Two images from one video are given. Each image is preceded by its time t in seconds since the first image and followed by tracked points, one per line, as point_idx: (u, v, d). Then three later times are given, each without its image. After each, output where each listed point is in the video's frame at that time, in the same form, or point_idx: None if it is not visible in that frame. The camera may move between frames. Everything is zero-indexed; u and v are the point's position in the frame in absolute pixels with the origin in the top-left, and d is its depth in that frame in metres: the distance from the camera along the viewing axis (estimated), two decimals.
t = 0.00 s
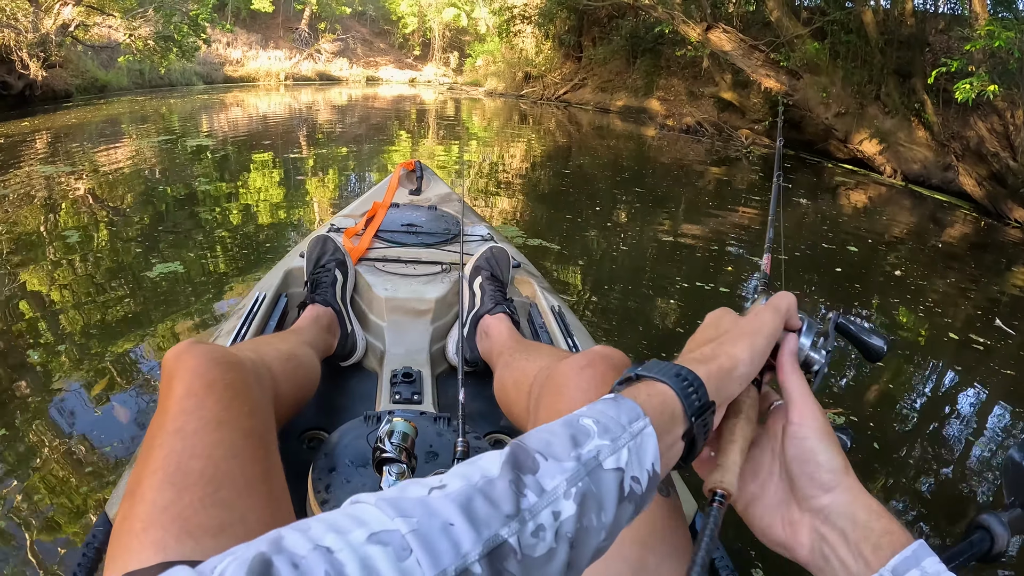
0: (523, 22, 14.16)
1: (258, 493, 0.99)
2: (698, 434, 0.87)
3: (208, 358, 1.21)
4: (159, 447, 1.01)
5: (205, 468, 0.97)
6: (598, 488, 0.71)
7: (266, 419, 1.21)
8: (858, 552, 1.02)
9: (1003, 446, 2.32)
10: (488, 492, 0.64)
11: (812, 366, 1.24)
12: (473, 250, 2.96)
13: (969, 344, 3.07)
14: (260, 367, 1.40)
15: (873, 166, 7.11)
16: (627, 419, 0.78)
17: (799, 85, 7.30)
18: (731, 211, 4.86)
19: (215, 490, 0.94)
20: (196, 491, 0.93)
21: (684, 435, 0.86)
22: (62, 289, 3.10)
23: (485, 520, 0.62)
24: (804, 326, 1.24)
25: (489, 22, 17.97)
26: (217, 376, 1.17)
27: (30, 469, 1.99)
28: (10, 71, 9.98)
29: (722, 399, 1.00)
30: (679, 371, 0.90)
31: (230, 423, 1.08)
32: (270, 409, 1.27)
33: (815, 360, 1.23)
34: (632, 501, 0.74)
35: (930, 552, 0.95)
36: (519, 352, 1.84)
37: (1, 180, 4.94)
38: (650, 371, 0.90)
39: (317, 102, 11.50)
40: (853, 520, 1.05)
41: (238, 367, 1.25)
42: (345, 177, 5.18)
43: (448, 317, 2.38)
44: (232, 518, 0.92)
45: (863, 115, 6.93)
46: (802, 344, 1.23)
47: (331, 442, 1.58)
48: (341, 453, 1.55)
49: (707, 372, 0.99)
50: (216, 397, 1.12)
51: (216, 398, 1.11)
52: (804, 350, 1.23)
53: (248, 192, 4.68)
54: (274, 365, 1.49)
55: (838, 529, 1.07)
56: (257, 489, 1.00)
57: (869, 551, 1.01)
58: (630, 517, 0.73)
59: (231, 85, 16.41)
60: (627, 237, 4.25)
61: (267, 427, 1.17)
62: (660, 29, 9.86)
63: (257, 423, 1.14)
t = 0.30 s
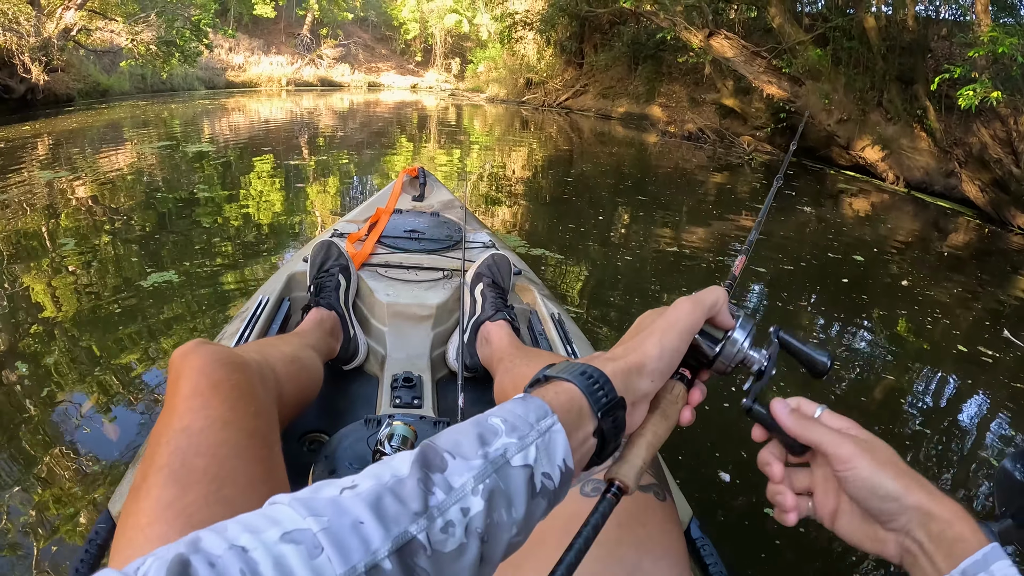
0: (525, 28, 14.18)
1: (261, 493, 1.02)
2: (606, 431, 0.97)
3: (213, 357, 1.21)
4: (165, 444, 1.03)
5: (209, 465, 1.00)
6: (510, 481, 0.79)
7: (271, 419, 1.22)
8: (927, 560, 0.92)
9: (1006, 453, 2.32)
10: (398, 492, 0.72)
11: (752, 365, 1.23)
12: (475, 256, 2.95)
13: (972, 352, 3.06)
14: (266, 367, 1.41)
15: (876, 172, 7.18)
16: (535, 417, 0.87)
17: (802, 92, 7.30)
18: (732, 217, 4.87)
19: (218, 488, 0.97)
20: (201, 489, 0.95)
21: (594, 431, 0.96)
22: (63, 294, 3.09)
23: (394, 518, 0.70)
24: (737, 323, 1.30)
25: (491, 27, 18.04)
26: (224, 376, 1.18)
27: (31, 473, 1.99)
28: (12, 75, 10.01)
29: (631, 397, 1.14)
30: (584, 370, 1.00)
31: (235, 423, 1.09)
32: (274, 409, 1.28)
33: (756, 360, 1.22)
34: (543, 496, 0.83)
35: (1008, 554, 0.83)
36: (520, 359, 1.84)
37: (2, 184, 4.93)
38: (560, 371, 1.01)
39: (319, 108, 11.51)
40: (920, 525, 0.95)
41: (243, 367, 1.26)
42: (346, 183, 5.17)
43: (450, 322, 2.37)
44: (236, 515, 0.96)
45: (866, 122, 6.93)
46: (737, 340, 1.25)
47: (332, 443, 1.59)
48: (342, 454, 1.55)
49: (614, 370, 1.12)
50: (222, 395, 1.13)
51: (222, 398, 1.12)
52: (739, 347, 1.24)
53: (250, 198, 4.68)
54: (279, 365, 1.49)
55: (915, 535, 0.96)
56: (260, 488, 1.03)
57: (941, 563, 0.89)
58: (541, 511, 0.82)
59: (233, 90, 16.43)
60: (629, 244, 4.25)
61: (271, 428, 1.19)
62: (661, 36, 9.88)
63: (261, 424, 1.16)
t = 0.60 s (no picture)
0: (527, 34, 14.24)
1: (272, 490, 1.09)
2: (602, 469, 0.97)
3: (228, 360, 1.31)
4: (183, 441, 1.11)
5: (225, 463, 1.07)
6: (503, 527, 0.82)
7: (281, 422, 1.30)
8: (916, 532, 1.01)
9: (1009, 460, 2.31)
10: (388, 549, 0.75)
11: (755, 400, 1.15)
12: (480, 261, 2.95)
13: (976, 358, 3.06)
14: (277, 370, 1.49)
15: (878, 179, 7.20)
16: (525, 462, 0.89)
17: (804, 98, 7.24)
18: (735, 224, 4.87)
19: (235, 485, 1.04)
20: (217, 485, 1.03)
21: (589, 469, 0.97)
22: (63, 297, 3.07)
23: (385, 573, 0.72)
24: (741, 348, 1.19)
25: (493, 33, 18.14)
26: (238, 378, 1.27)
27: (31, 473, 1.98)
28: (14, 78, 10.01)
29: (626, 432, 1.08)
30: (574, 410, 1.02)
31: (249, 423, 1.18)
32: (285, 411, 1.37)
33: (756, 394, 1.14)
34: (541, 539, 0.86)
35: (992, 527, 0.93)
36: (526, 362, 1.90)
37: (3, 188, 4.91)
38: (552, 413, 1.02)
39: (320, 113, 11.52)
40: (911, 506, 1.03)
41: (256, 371, 1.35)
42: (347, 188, 5.17)
43: (455, 327, 2.36)
44: (250, 510, 1.03)
45: (868, 128, 6.92)
46: (735, 371, 1.14)
47: (339, 445, 1.62)
48: (349, 456, 1.59)
49: (605, 407, 1.09)
50: (237, 397, 1.22)
51: (237, 399, 1.21)
52: (738, 379, 1.14)
53: (251, 202, 4.67)
54: (289, 368, 1.57)
55: (900, 511, 1.05)
56: (272, 485, 1.10)
57: (930, 535, 0.98)
58: (541, 555, 0.85)
59: (235, 94, 16.47)
60: (631, 249, 4.25)
61: (281, 429, 1.27)
62: (663, 42, 9.93)
63: (273, 424, 1.25)
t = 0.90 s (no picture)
0: (528, 42, 14.31)
1: (281, 496, 1.08)
2: (593, 496, 1.01)
3: (235, 367, 1.29)
4: (190, 448, 1.10)
5: (233, 470, 1.06)
6: (499, 553, 0.85)
7: (289, 429, 1.29)
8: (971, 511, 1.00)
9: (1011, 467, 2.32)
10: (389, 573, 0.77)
11: (744, 435, 1.20)
12: (486, 269, 2.93)
13: (980, 365, 3.05)
14: (283, 379, 1.48)
15: (879, 187, 7.21)
16: (520, 490, 0.92)
17: (806, 106, 7.22)
18: (737, 232, 4.87)
19: (245, 492, 1.03)
20: (226, 492, 1.02)
21: (581, 497, 1.00)
22: (64, 303, 3.05)
23: None
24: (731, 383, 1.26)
25: (494, 40, 18.21)
26: (246, 385, 1.26)
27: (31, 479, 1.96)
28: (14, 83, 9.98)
29: (618, 461, 1.11)
30: (567, 439, 1.05)
31: (256, 429, 1.17)
32: (291, 419, 1.36)
33: (748, 430, 1.19)
34: (536, 564, 0.89)
35: None
36: (536, 368, 1.93)
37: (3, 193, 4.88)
38: (546, 442, 1.06)
39: (322, 120, 11.53)
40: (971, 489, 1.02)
41: (264, 377, 1.34)
42: (348, 195, 5.16)
43: (461, 335, 2.36)
44: (260, 516, 1.02)
45: (870, 136, 6.91)
46: (726, 407, 1.20)
47: (346, 452, 1.62)
48: (356, 463, 1.58)
49: (599, 436, 1.12)
50: (244, 403, 1.21)
51: (245, 406, 1.20)
52: (728, 414, 1.20)
53: (252, 209, 4.65)
54: (296, 377, 1.56)
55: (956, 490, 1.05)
56: (281, 492, 1.09)
57: (986, 516, 0.98)
58: None
59: (236, 101, 16.49)
60: (633, 257, 4.25)
61: (289, 436, 1.26)
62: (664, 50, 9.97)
63: (281, 431, 1.23)
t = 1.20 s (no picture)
0: (527, 57, 14.43)
1: (286, 510, 1.05)
2: (600, 515, 1.05)
3: (240, 379, 1.27)
4: (194, 461, 1.07)
5: (238, 484, 1.04)
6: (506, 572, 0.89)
7: (294, 443, 1.26)
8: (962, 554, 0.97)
9: (1017, 479, 2.31)
10: None
11: (752, 459, 1.16)
12: (489, 282, 2.92)
13: (985, 376, 3.05)
14: (288, 393, 1.45)
15: (879, 200, 7.23)
16: (528, 508, 0.97)
17: (805, 119, 7.26)
18: (738, 245, 4.88)
19: (249, 506, 1.00)
20: (230, 505, 0.99)
21: (588, 515, 1.05)
22: (62, 313, 3.01)
23: None
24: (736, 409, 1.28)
25: (493, 54, 18.36)
26: (251, 398, 1.23)
27: (25, 491, 1.92)
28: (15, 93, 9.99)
29: (623, 479, 1.15)
30: (574, 458, 1.10)
31: (261, 443, 1.14)
32: (296, 432, 1.33)
33: (754, 454, 1.15)
34: None
35: None
36: (544, 382, 1.92)
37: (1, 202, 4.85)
38: (553, 462, 1.11)
39: (321, 133, 11.57)
40: (958, 533, 0.99)
41: (269, 391, 1.31)
42: (348, 207, 5.15)
43: (465, 349, 2.34)
44: (266, 530, 0.99)
45: (870, 149, 6.93)
46: (733, 432, 1.19)
47: (349, 468, 1.58)
48: (359, 477, 1.55)
49: (605, 455, 1.15)
50: (249, 417, 1.18)
51: (249, 419, 1.17)
52: (735, 439, 1.18)
53: (251, 221, 4.63)
54: (301, 392, 1.53)
55: (942, 540, 1.01)
56: (287, 506, 1.06)
57: (971, 549, 0.96)
58: None
59: (236, 113, 16.55)
60: (635, 270, 4.24)
61: (294, 450, 1.23)
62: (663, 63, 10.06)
63: (286, 445, 1.20)
